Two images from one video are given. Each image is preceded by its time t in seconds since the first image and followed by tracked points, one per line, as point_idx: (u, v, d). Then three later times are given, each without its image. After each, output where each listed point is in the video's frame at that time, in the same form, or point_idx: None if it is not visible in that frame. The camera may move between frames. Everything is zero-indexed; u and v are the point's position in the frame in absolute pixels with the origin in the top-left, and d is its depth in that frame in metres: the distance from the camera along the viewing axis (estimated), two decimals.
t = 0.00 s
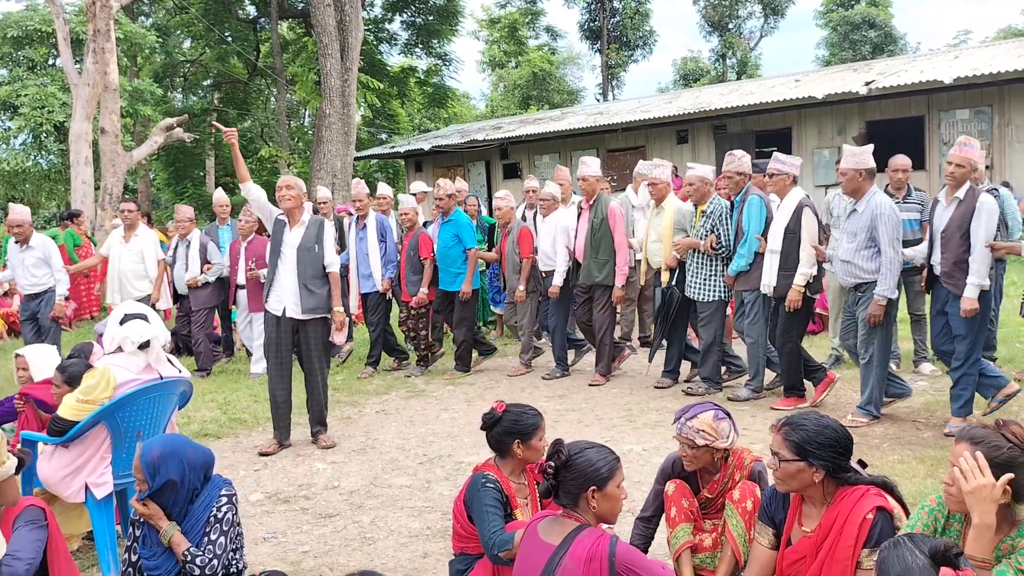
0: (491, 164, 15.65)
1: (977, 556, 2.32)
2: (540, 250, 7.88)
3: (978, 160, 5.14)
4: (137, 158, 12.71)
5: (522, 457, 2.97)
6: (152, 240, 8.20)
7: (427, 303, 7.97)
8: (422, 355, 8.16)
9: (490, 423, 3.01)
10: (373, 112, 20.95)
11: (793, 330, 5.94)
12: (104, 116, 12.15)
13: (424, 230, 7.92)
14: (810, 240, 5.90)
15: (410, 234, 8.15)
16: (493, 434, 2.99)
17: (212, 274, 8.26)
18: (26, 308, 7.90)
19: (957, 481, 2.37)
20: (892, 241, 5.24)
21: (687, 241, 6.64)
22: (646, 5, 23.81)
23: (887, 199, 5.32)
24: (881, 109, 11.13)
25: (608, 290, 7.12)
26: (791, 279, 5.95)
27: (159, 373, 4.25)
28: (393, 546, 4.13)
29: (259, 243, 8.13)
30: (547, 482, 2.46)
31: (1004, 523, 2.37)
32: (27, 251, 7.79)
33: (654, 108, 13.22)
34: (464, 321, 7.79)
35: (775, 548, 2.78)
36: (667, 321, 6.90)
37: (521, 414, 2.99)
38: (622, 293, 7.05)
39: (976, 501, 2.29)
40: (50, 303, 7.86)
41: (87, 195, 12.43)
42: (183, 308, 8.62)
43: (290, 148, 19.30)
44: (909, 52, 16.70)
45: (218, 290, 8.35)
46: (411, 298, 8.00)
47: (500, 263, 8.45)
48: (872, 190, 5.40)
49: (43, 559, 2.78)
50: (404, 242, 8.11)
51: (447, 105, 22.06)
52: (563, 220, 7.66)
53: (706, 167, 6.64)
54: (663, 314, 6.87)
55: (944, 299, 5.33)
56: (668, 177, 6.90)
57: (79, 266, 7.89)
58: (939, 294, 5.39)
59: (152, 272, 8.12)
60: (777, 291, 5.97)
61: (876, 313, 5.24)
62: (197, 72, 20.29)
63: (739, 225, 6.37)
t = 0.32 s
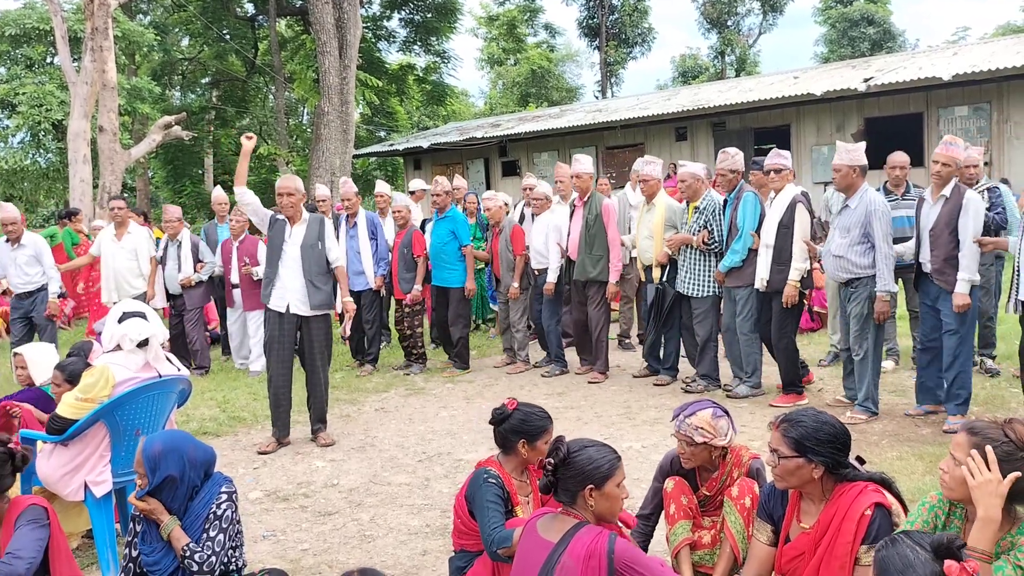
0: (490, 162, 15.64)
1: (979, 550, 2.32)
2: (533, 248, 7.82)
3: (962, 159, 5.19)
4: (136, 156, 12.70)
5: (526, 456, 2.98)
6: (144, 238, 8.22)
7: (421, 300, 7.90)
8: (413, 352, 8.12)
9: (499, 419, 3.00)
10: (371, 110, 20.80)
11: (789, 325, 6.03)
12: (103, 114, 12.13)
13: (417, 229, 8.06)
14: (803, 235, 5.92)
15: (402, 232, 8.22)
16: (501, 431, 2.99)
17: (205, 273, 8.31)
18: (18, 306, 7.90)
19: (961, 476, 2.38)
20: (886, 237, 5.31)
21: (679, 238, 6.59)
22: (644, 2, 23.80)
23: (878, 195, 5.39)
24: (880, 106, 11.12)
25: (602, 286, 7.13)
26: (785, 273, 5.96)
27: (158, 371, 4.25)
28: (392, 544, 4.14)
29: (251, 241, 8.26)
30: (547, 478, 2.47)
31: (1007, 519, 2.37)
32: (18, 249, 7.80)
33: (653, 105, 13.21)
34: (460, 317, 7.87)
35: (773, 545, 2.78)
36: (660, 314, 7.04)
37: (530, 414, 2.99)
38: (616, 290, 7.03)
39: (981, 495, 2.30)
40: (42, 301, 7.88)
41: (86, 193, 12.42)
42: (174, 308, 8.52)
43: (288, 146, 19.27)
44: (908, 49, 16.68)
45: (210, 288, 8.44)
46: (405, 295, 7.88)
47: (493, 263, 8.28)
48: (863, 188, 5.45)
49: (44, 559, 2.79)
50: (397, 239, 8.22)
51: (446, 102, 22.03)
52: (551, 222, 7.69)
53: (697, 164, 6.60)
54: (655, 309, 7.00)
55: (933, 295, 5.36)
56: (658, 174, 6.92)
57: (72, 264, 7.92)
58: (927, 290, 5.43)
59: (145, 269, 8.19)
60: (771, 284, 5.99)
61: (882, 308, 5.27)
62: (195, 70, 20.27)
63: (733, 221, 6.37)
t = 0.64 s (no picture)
0: (490, 160, 15.65)
1: (985, 547, 2.31)
2: (529, 243, 7.84)
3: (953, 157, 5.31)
4: (136, 156, 12.70)
5: (530, 456, 2.98)
6: (140, 236, 8.17)
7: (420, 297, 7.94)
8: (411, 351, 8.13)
9: (505, 419, 3.00)
10: (372, 110, 21.05)
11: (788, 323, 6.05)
12: (104, 114, 12.12)
13: (415, 226, 8.08)
14: (800, 231, 5.93)
15: (400, 230, 8.21)
16: (506, 432, 2.99)
17: (200, 272, 8.42)
18: (13, 306, 7.91)
19: (967, 474, 2.38)
20: (882, 233, 5.34)
21: (676, 235, 6.66)
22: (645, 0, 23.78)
23: (874, 192, 5.42)
24: (880, 104, 11.12)
25: (599, 283, 7.15)
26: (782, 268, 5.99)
27: (159, 370, 4.24)
28: (394, 543, 4.14)
29: (244, 240, 8.26)
30: (548, 477, 2.48)
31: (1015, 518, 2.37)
32: (10, 249, 7.81)
33: (653, 104, 13.19)
34: (455, 314, 7.85)
35: (774, 543, 2.78)
36: (653, 313, 7.00)
37: (535, 415, 2.99)
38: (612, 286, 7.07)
39: (992, 494, 2.29)
40: (37, 299, 7.92)
41: (87, 192, 12.42)
42: (170, 306, 8.52)
43: (289, 145, 19.24)
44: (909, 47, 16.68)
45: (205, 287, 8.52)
46: (403, 292, 7.95)
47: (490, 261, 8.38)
48: (858, 184, 5.48)
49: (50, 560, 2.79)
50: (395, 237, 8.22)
51: (447, 101, 22.00)
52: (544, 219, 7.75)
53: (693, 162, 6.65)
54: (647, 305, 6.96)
55: (925, 289, 5.39)
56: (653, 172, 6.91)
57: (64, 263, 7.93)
58: (920, 285, 5.44)
59: (141, 267, 8.09)
60: (766, 278, 6.02)
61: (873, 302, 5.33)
62: (195, 70, 20.25)
63: (732, 219, 6.37)
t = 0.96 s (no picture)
0: (491, 160, 15.64)
1: (998, 549, 2.29)
2: (533, 241, 7.88)
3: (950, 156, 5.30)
4: (137, 156, 12.69)
5: (534, 456, 2.98)
6: (139, 236, 8.17)
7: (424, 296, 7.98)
8: (410, 350, 8.23)
9: (503, 422, 3.00)
10: (373, 110, 20.98)
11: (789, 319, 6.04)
12: (104, 114, 12.13)
13: (417, 226, 8.05)
14: (800, 228, 5.94)
15: (401, 229, 8.19)
16: (506, 433, 2.98)
17: (200, 271, 8.42)
18: (12, 306, 7.92)
19: (969, 473, 2.38)
20: (885, 229, 5.39)
21: (677, 233, 6.67)
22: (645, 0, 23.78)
23: (873, 189, 5.47)
24: (881, 103, 11.11)
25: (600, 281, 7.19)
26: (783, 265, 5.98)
27: (161, 370, 4.24)
28: (395, 542, 4.15)
29: (244, 238, 8.30)
30: (548, 477, 2.48)
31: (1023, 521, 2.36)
32: (8, 249, 7.81)
33: (653, 103, 13.18)
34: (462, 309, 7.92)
35: (775, 543, 2.79)
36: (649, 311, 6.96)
37: (534, 414, 2.99)
38: (614, 283, 7.11)
39: (1008, 496, 2.27)
40: (35, 298, 7.91)
41: (88, 192, 12.43)
42: (169, 305, 8.54)
43: (289, 145, 19.25)
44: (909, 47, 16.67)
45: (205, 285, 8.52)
46: (408, 292, 7.95)
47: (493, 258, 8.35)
48: (857, 183, 5.52)
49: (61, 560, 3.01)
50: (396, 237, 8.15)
51: (447, 101, 22.00)
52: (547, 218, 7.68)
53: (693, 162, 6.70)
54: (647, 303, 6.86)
55: (927, 287, 5.39)
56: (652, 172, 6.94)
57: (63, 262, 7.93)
58: (922, 282, 5.44)
59: (141, 266, 8.10)
60: (769, 275, 6.00)
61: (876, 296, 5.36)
62: (196, 70, 20.27)
63: (733, 218, 6.37)
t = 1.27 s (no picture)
0: (491, 160, 15.63)
1: (1003, 548, 2.29)
2: (540, 241, 7.84)
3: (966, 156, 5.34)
4: (137, 156, 12.68)
5: (530, 454, 2.99)
6: (144, 235, 8.21)
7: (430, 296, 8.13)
8: (410, 348, 8.28)
9: (499, 421, 3.00)
10: (372, 110, 21.01)
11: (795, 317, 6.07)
12: (104, 114, 12.12)
13: (423, 226, 8.02)
14: (804, 228, 5.98)
15: (407, 230, 8.22)
16: (502, 431, 2.98)
17: (206, 269, 8.37)
18: (17, 305, 7.90)
19: (967, 470, 2.38)
20: (891, 229, 5.39)
21: (682, 234, 6.64)
22: None
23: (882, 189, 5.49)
24: (881, 102, 11.10)
25: (604, 279, 7.24)
26: (786, 265, 6.00)
27: (160, 370, 4.23)
28: (395, 542, 4.14)
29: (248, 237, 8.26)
30: (549, 477, 2.47)
31: None
32: (14, 250, 7.80)
33: (652, 103, 13.16)
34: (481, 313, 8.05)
35: (775, 542, 2.78)
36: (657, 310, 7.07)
37: (530, 411, 2.99)
38: (616, 282, 7.14)
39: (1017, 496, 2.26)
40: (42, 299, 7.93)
41: (87, 193, 12.42)
42: (174, 304, 8.54)
43: (289, 145, 19.25)
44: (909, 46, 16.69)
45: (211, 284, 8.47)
46: (414, 292, 8.11)
47: (500, 257, 8.22)
48: (865, 182, 5.56)
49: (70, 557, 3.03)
50: (402, 237, 8.21)
51: (447, 101, 22.00)
52: (555, 216, 7.71)
53: (699, 161, 6.65)
54: (652, 304, 7.03)
55: (942, 288, 5.36)
56: (660, 172, 6.97)
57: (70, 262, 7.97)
58: (931, 284, 5.44)
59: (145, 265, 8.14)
60: (772, 277, 6.02)
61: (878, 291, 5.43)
62: (196, 70, 20.21)
63: (737, 219, 6.34)
